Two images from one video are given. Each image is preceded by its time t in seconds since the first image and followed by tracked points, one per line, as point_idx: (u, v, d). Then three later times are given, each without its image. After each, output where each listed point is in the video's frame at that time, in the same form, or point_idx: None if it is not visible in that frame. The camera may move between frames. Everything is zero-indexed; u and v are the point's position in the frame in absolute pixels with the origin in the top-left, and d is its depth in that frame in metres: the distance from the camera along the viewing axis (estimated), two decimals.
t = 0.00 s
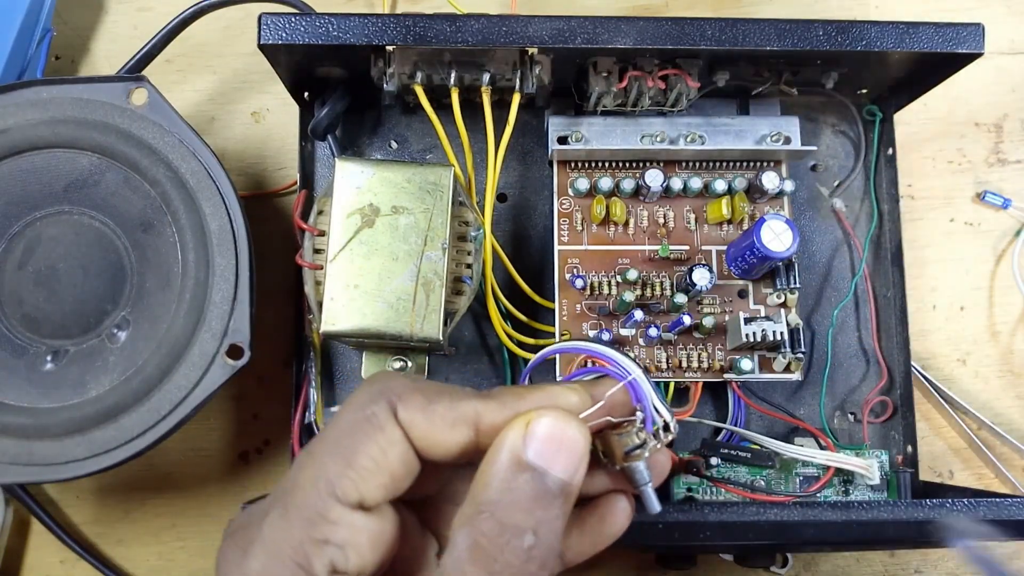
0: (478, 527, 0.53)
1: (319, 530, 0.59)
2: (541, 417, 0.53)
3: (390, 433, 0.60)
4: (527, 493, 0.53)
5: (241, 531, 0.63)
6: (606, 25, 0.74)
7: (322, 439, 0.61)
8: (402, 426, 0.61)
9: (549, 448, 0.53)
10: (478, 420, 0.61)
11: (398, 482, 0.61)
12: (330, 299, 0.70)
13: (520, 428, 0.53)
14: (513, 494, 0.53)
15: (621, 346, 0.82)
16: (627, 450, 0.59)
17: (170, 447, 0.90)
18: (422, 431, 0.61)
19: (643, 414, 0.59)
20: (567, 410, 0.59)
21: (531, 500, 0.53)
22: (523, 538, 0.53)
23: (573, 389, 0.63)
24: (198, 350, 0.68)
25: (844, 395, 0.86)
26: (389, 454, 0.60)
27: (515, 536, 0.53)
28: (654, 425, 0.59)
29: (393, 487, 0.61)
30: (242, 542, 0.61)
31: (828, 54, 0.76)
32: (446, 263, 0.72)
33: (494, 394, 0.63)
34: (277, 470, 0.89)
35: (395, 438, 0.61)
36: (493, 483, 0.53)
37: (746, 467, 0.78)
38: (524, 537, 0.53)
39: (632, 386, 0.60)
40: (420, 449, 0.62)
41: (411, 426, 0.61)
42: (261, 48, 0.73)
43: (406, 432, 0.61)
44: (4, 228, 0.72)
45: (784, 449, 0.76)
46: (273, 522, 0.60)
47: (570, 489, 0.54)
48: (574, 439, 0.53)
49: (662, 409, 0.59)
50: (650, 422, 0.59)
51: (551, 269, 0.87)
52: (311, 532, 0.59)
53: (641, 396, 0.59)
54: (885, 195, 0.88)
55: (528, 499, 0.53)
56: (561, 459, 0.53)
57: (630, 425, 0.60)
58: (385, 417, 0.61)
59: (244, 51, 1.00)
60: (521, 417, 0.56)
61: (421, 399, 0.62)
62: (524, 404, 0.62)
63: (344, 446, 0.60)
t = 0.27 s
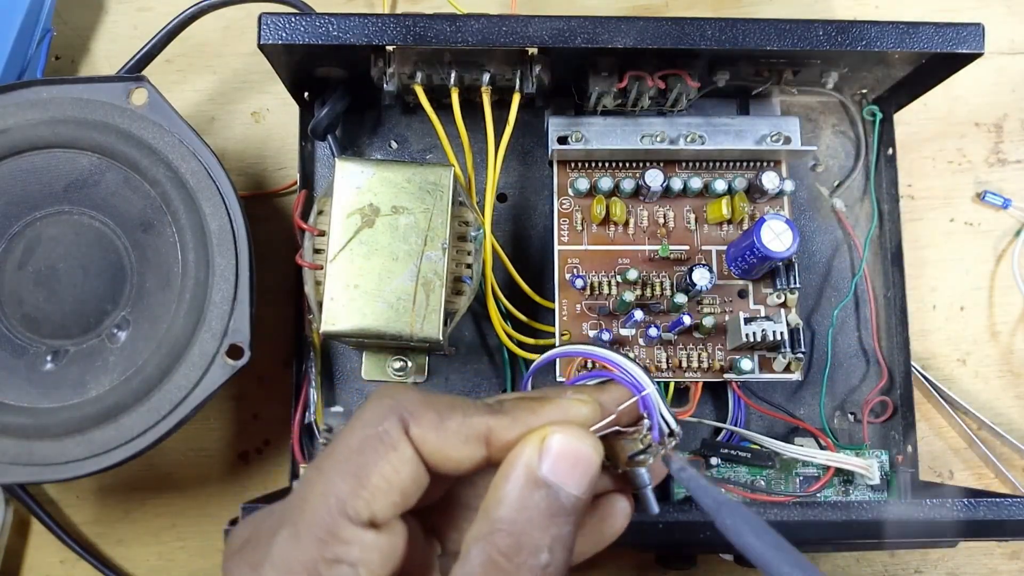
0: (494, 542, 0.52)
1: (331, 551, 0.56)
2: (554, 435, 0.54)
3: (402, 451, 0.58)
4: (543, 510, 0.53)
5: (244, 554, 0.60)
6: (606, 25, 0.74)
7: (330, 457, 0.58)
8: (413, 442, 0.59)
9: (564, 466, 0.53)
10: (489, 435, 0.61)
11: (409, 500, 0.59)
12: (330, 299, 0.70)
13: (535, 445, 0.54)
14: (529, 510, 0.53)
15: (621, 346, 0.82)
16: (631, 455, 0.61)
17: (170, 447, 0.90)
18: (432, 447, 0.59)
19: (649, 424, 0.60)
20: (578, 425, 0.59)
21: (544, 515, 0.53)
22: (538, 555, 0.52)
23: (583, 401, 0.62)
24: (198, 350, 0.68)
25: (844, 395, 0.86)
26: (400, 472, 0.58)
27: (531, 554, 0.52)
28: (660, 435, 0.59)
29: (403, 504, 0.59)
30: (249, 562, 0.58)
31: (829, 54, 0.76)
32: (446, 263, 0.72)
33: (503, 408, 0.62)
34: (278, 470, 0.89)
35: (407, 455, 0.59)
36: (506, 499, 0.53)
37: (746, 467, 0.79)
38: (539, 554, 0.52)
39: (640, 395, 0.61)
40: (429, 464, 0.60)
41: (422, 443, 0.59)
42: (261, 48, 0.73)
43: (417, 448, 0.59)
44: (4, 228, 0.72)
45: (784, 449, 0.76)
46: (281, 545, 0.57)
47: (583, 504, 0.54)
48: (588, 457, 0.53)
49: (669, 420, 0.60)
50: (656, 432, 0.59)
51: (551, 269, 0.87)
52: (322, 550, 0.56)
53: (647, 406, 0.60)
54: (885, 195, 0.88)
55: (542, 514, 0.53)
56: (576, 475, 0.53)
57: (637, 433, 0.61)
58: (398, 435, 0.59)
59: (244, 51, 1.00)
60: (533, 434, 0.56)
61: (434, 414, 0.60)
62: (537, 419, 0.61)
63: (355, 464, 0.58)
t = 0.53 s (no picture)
0: (498, 543, 0.52)
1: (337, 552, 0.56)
2: (559, 435, 0.54)
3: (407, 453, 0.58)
4: (548, 510, 0.53)
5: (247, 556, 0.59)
6: (606, 25, 0.74)
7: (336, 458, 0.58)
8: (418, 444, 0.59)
9: (569, 466, 0.53)
10: (494, 436, 0.61)
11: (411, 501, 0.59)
12: (330, 299, 0.70)
13: (540, 445, 0.54)
14: (534, 511, 0.53)
15: (621, 346, 0.82)
16: (632, 454, 0.61)
17: (170, 447, 0.90)
18: (437, 449, 0.59)
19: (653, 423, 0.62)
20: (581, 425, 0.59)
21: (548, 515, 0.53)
22: (542, 555, 0.52)
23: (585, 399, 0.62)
24: (198, 350, 0.68)
25: (844, 395, 0.86)
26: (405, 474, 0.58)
27: (535, 554, 0.52)
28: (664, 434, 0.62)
29: (406, 506, 0.59)
30: (253, 565, 0.58)
31: (829, 54, 0.76)
32: (446, 263, 0.72)
33: (506, 408, 0.62)
34: (278, 470, 0.89)
35: (412, 457, 0.59)
36: (511, 499, 0.53)
37: (746, 467, 0.79)
38: (542, 554, 0.52)
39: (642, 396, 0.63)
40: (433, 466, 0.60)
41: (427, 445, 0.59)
42: (261, 48, 0.73)
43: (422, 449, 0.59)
44: (4, 228, 0.72)
45: (784, 449, 0.76)
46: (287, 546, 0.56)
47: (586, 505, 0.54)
48: (593, 458, 0.53)
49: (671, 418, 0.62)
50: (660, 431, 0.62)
51: (551, 269, 0.87)
52: (328, 553, 0.55)
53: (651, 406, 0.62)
54: (885, 195, 0.88)
55: (546, 515, 0.53)
56: (581, 477, 0.53)
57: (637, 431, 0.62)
58: (403, 437, 0.58)
59: (245, 51, 1.00)
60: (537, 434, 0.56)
61: (439, 416, 0.60)
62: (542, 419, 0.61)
63: (360, 466, 0.57)
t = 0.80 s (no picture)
0: (500, 541, 0.52)
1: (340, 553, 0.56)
2: (557, 431, 0.54)
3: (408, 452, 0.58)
4: (548, 506, 0.53)
5: (251, 557, 0.59)
6: (606, 25, 0.74)
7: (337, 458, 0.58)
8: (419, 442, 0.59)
9: (569, 463, 0.53)
10: (495, 434, 0.60)
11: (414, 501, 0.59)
12: (330, 299, 0.70)
13: (540, 442, 0.54)
14: (535, 508, 0.53)
15: (621, 345, 0.82)
16: (631, 452, 0.63)
17: (170, 447, 0.90)
18: (438, 446, 0.59)
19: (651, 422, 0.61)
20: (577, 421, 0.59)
21: (549, 512, 0.53)
22: (544, 552, 0.52)
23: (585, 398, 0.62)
24: (198, 350, 0.68)
25: (844, 395, 0.86)
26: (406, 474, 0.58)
27: (537, 551, 0.52)
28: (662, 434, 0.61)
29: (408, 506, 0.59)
30: (256, 566, 0.58)
31: (829, 54, 0.76)
32: (446, 263, 0.72)
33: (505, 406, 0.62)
34: (278, 469, 0.89)
35: (413, 457, 0.58)
36: (511, 497, 0.53)
37: (746, 467, 0.79)
38: (544, 551, 0.52)
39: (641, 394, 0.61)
40: (433, 464, 0.60)
41: (427, 445, 0.59)
42: (261, 49, 0.73)
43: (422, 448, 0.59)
44: (4, 228, 0.72)
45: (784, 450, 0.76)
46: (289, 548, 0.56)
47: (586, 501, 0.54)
48: (592, 455, 0.54)
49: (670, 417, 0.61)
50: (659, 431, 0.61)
51: (551, 269, 0.87)
52: (329, 554, 0.56)
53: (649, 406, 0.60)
54: (885, 195, 0.88)
55: (547, 512, 0.53)
56: (582, 473, 0.54)
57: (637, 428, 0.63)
58: (403, 437, 0.58)
59: (245, 51, 1.00)
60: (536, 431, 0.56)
61: (439, 415, 0.60)
62: (542, 416, 0.60)
63: (361, 466, 0.57)
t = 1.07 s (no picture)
0: (498, 541, 0.52)
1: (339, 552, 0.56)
2: (556, 431, 0.54)
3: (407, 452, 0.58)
4: (546, 506, 0.53)
5: (251, 556, 0.60)
6: (606, 25, 0.74)
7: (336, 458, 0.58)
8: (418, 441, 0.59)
9: (567, 462, 0.53)
10: (493, 434, 0.60)
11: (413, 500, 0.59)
12: (330, 299, 0.70)
13: (539, 443, 0.54)
14: (533, 508, 0.53)
15: (621, 345, 0.82)
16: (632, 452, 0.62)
17: (170, 447, 0.90)
18: (437, 446, 0.59)
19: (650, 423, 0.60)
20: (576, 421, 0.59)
21: (547, 511, 0.53)
22: (541, 553, 0.52)
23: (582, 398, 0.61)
24: (198, 350, 0.68)
25: (844, 395, 0.86)
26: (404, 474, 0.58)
27: (533, 552, 0.52)
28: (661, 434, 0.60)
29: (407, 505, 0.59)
30: (255, 566, 0.58)
31: (829, 54, 0.76)
32: (446, 263, 0.72)
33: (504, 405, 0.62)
34: (278, 470, 0.89)
35: (412, 456, 0.58)
36: (510, 497, 0.53)
37: (746, 467, 0.78)
38: (541, 551, 0.52)
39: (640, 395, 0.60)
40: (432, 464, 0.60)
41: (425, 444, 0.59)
42: (261, 48, 0.73)
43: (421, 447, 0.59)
44: (4, 228, 0.72)
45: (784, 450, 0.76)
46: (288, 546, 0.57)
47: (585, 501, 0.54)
48: (591, 454, 0.54)
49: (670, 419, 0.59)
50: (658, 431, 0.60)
51: (550, 269, 0.87)
52: (328, 553, 0.56)
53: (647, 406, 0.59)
54: (885, 195, 0.88)
55: (546, 513, 0.53)
56: (580, 473, 0.54)
57: (636, 429, 0.62)
58: (402, 436, 0.58)
59: (244, 51, 1.00)
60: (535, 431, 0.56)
61: (438, 414, 0.60)
62: (541, 417, 0.59)
63: (359, 465, 0.57)
